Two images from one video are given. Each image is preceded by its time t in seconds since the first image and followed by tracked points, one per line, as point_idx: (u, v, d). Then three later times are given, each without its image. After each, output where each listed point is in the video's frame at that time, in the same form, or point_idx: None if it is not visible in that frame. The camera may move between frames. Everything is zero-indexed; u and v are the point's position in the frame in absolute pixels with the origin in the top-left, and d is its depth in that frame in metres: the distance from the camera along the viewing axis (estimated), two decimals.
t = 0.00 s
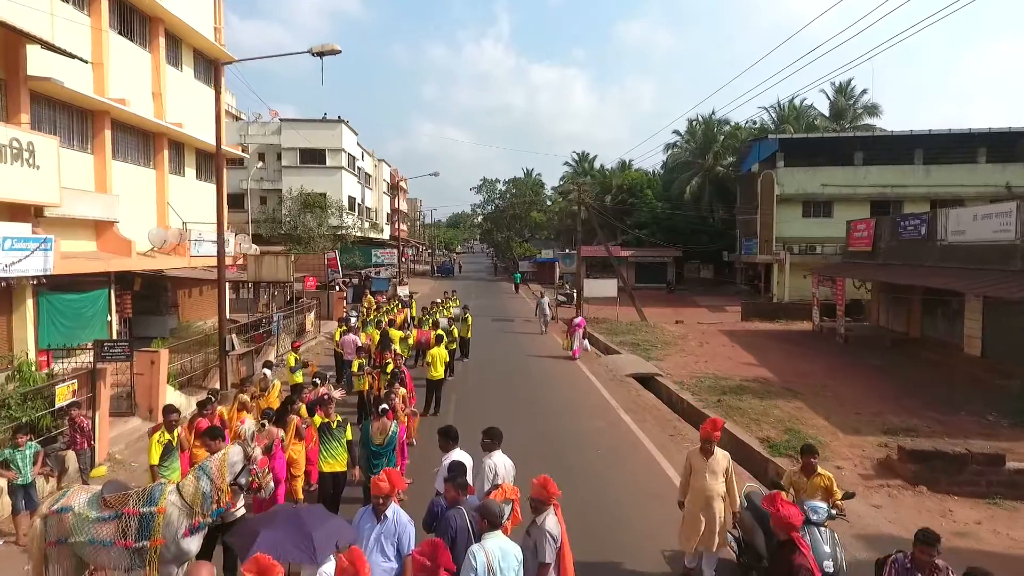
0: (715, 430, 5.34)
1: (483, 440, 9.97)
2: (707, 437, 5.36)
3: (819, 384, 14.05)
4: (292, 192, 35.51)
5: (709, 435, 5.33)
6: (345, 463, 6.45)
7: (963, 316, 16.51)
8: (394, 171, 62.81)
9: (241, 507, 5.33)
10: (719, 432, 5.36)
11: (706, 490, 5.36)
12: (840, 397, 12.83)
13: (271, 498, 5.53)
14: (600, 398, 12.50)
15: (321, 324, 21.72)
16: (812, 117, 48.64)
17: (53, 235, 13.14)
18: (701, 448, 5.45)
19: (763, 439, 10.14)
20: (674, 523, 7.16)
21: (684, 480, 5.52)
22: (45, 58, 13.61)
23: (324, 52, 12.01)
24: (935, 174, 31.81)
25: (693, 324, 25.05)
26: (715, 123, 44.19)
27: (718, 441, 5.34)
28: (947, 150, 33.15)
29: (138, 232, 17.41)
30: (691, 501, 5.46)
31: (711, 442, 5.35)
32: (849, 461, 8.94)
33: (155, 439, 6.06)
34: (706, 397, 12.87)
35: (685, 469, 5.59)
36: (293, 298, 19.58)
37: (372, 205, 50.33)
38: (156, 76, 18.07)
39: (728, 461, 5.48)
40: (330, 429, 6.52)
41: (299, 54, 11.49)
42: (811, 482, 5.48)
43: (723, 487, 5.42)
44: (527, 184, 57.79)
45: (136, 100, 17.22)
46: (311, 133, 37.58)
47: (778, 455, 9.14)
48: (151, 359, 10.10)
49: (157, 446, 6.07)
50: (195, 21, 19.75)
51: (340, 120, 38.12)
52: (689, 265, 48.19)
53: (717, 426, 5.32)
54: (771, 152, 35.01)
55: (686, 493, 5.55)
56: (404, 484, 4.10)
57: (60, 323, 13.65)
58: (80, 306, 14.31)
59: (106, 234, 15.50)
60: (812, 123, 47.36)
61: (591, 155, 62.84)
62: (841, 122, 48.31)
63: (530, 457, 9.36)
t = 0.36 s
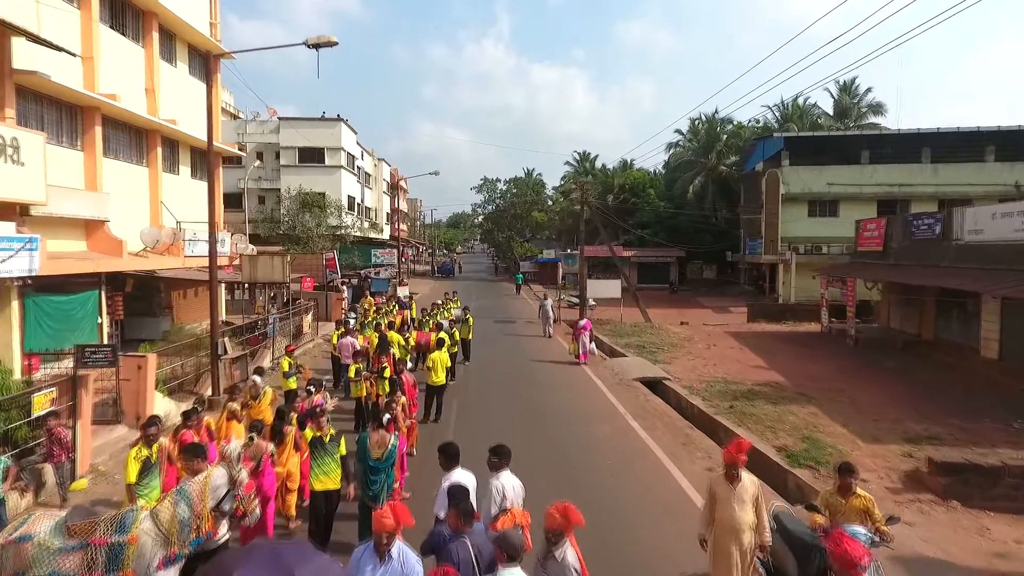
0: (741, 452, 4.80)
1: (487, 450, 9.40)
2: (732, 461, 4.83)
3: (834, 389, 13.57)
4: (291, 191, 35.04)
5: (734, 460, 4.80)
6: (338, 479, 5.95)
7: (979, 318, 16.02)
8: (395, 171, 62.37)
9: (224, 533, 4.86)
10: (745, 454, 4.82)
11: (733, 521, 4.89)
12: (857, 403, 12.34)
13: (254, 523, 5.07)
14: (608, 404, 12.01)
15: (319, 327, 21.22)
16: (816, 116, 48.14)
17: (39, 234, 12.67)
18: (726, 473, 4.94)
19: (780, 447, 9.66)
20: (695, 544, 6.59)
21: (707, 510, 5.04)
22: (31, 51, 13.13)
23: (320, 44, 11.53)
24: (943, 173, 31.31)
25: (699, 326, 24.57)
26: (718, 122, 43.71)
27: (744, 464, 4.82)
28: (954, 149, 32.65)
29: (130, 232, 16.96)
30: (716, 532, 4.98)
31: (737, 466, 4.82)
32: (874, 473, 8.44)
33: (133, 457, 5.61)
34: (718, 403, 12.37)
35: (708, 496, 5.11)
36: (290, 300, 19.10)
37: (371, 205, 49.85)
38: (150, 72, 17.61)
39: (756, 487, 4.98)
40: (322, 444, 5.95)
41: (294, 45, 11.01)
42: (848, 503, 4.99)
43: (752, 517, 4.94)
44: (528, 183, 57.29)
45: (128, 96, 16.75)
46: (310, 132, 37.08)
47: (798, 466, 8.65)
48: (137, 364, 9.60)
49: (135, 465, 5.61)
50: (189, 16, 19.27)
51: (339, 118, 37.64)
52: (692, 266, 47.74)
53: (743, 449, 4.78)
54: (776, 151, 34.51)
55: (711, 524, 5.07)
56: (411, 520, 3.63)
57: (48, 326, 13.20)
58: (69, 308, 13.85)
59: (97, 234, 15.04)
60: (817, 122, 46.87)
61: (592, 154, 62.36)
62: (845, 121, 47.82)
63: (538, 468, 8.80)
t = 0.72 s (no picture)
0: (765, 478, 4.29)
1: (490, 464, 8.88)
2: (756, 490, 4.33)
3: (848, 395, 13.12)
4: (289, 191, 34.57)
5: (758, 488, 4.31)
6: (330, 499, 5.47)
7: (996, 321, 15.57)
8: (394, 170, 61.93)
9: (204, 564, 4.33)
10: (770, 480, 4.31)
11: (761, 559, 4.36)
12: (873, 409, 11.88)
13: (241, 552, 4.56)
14: (615, 412, 11.54)
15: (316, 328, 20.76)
16: (820, 115, 47.66)
17: (25, 234, 12.21)
18: (750, 503, 4.44)
19: (797, 457, 9.20)
20: (718, 573, 6.06)
21: (730, 545, 4.52)
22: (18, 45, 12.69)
23: (316, 35, 11.07)
24: (951, 172, 30.85)
25: (705, 328, 24.10)
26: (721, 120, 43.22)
27: (769, 493, 4.33)
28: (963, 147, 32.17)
29: (122, 231, 16.50)
30: (743, 571, 4.44)
31: (762, 495, 4.33)
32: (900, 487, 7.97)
33: (105, 476, 5.19)
34: (729, 409, 11.90)
35: (729, 528, 4.59)
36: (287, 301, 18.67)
37: (371, 204, 49.41)
38: (143, 67, 17.15)
39: (785, 517, 4.48)
40: (313, 462, 5.44)
41: (289, 36, 10.55)
42: (889, 530, 4.51)
43: (782, 552, 4.41)
44: (529, 182, 56.82)
45: (120, 92, 16.29)
46: (309, 130, 36.62)
47: (817, 479, 8.19)
48: (124, 371, 9.13)
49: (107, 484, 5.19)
50: (184, 10, 18.81)
51: (338, 117, 37.19)
52: (694, 266, 47.32)
53: (767, 474, 4.28)
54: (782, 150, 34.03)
55: (735, 560, 4.54)
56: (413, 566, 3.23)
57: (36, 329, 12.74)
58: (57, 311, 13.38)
59: (87, 234, 14.59)
60: (821, 121, 46.44)
61: (593, 154, 61.91)
62: (850, 120, 47.37)
63: (544, 485, 8.27)
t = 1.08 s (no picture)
0: (809, 513, 3.82)
1: (494, 479, 8.30)
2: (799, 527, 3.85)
3: (864, 399, 12.66)
4: (287, 190, 34.12)
5: (801, 525, 3.83)
6: (322, 523, 5.01)
7: (1013, 323, 15.11)
8: (394, 169, 61.50)
9: None
10: (814, 516, 3.83)
11: None
12: (892, 415, 11.41)
13: None
14: (624, 419, 11.06)
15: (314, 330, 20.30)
16: (824, 113, 47.19)
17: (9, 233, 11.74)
18: (790, 541, 3.95)
19: (817, 468, 8.73)
20: None
21: None
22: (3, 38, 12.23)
23: (311, 26, 10.60)
24: (959, 171, 30.37)
25: (710, 329, 23.66)
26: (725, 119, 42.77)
27: (814, 531, 3.85)
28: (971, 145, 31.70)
29: (113, 230, 16.06)
30: None
31: (804, 533, 3.85)
32: (931, 502, 7.49)
33: (75, 501, 4.71)
34: (742, 415, 11.42)
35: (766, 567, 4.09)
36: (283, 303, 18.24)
37: (371, 203, 48.96)
38: (136, 62, 16.70)
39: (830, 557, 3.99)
40: (302, 483, 4.99)
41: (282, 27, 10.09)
42: (942, 562, 4.05)
43: None
44: (530, 182, 56.38)
45: (111, 87, 15.85)
46: (308, 129, 36.18)
47: (840, 492, 7.72)
48: (108, 377, 8.71)
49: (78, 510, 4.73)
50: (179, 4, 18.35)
51: (337, 115, 36.74)
52: (697, 266, 47.02)
53: (812, 509, 3.81)
54: (787, 148, 33.57)
55: None
56: None
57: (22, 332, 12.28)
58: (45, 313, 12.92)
59: (76, 233, 14.13)
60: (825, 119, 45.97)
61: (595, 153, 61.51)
62: (854, 118, 46.90)
63: (551, 500, 7.70)
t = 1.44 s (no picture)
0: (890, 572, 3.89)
1: (496, 491, 7.85)
2: None
3: (880, 405, 12.22)
4: (286, 189, 33.67)
5: None
6: (309, 551, 4.89)
7: None
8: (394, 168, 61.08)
9: None
10: None
11: None
12: (911, 422, 10.97)
13: None
14: (632, 427, 10.61)
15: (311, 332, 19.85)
16: (828, 112, 46.74)
17: None
18: None
19: (839, 480, 8.29)
20: None
21: None
22: None
23: (306, 17, 10.16)
24: (967, 170, 29.92)
25: (716, 330, 23.23)
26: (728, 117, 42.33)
27: None
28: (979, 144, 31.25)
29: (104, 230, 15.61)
30: None
31: None
32: (963, 519, 7.06)
33: (38, 530, 4.21)
34: (755, 422, 10.97)
35: None
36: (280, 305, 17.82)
37: (371, 203, 48.52)
38: (129, 57, 16.26)
39: None
40: (289, 507, 4.84)
41: (277, 16, 9.65)
42: None
43: None
44: (531, 181, 55.93)
45: (103, 83, 15.41)
46: (306, 128, 35.75)
47: (867, 507, 7.28)
48: (91, 384, 8.27)
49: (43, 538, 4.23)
50: None
51: (337, 114, 36.29)
52: (699, 266, 46.79)
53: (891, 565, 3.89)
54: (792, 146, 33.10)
55: None
56: None
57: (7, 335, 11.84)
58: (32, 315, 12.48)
59: (65, 233, 13.69)
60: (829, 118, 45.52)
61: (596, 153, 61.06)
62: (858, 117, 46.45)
63: (557, 514, 7.20)
